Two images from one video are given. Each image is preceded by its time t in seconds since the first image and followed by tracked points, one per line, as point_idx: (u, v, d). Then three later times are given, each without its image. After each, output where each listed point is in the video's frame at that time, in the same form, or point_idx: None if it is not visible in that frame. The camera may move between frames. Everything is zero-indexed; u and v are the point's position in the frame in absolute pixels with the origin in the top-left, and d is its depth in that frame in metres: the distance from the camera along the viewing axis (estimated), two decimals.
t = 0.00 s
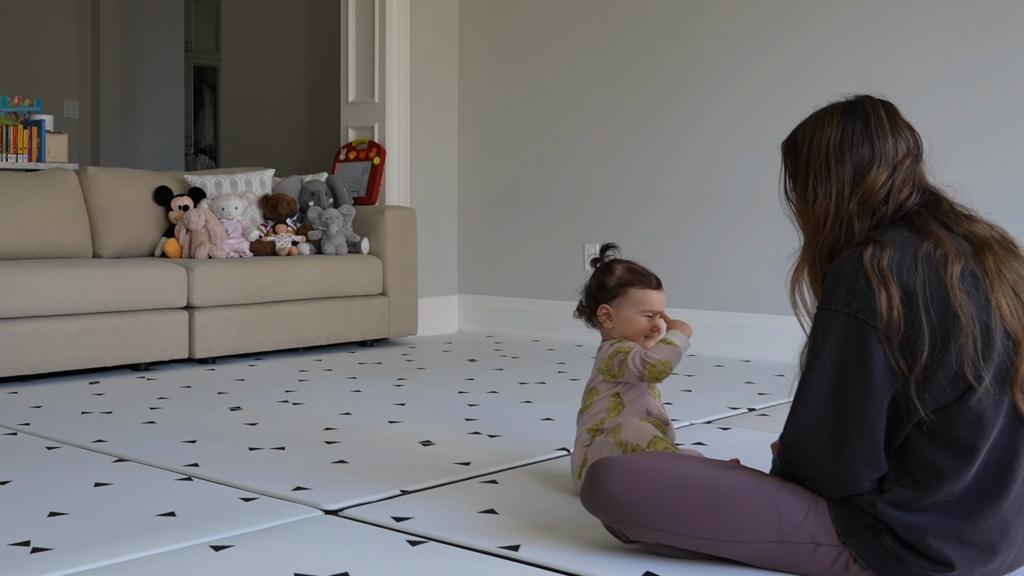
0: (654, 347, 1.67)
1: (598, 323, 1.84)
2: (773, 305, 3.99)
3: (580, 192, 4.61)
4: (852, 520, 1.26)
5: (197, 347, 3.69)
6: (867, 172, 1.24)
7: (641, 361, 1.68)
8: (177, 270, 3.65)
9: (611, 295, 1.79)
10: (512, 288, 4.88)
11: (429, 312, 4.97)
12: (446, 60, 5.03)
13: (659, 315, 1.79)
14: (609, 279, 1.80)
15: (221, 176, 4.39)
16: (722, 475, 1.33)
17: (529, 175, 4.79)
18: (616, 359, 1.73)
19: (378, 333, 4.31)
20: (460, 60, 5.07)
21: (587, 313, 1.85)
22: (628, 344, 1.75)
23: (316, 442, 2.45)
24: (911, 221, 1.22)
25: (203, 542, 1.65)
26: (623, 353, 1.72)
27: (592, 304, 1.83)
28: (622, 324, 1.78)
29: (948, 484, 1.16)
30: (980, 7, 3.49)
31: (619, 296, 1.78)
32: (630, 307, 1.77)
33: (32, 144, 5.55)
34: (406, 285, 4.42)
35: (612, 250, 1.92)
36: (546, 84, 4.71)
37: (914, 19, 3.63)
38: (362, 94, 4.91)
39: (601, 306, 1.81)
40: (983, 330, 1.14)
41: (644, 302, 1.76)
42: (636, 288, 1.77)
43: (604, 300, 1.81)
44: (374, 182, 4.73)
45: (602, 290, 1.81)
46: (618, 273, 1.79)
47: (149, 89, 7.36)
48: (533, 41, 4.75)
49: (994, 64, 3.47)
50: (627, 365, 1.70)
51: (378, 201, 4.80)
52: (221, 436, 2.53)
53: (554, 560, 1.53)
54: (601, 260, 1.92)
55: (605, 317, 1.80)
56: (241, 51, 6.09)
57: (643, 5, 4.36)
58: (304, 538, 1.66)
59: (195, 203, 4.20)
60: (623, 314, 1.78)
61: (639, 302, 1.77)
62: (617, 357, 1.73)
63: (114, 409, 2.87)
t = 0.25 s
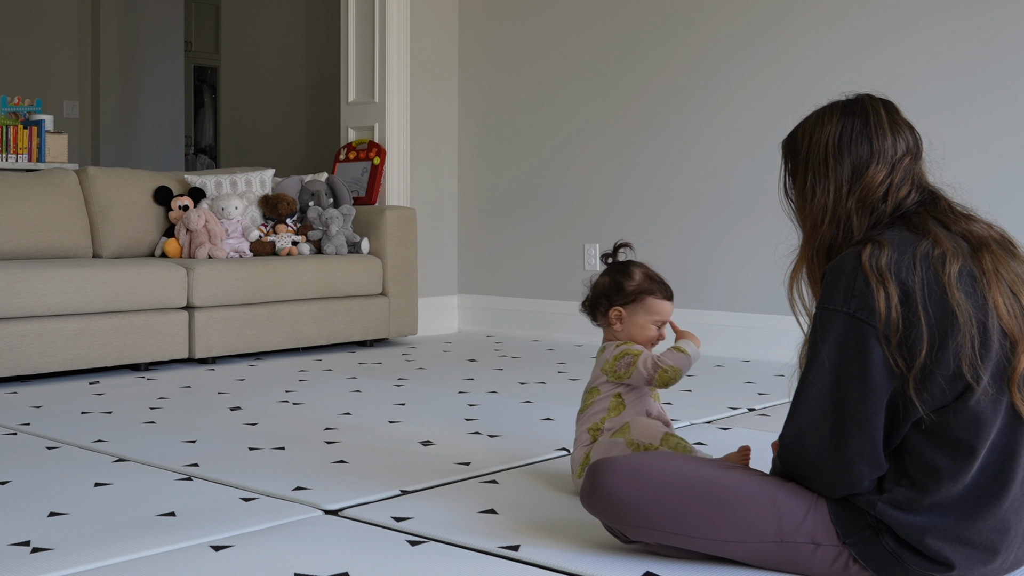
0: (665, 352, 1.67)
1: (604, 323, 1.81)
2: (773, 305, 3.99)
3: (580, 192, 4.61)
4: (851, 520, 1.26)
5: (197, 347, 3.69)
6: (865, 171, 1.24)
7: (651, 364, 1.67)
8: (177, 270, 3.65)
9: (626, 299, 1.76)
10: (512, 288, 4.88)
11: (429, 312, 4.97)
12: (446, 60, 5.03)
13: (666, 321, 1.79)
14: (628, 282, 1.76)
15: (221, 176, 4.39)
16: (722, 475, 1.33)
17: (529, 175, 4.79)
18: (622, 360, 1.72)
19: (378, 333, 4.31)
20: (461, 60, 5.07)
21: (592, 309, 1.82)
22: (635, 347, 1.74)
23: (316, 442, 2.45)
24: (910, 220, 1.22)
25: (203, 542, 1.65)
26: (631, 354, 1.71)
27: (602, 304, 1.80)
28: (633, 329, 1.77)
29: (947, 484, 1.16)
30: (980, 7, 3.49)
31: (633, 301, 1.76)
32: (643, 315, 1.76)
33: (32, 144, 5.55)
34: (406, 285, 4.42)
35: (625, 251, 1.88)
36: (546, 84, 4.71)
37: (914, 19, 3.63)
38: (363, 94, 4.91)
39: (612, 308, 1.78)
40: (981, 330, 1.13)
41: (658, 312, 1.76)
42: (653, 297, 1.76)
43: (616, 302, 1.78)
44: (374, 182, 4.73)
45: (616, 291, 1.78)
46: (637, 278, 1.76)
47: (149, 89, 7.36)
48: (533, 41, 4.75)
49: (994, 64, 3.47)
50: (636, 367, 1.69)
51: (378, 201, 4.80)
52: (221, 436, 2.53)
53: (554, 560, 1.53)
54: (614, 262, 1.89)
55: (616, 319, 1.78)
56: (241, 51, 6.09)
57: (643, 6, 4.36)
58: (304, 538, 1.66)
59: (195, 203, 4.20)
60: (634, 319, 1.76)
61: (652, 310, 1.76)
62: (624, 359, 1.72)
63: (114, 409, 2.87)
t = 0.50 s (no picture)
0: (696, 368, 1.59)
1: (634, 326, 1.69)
2: (772, 305, 3.99)
3: (580, 192, 4.61)
4: (851, 520, 1.26)
5: (197, 347, 3.69)
6: (863, 170, 1.24)
7: (682, 375, 1.60)
8: (177, 270, 3.65)
9: (663, 304, 1.66)
10: (512, 288, 4.89)
11: (429, 312, 4.97)
12: (446, 60, 5.03)
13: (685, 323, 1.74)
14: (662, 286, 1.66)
15: (221, 176, 4.39)
16: (722, 475, 1.33)
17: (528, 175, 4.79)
18: (648, 367, 1.64)
19: (378, 333, 4.31)
20: (460, 60, 5.07)
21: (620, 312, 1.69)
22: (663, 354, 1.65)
23: (316, 442, 2.45)
24: (909, 221, 1.22)
25: (204, 542, 1.65)
26: (659, 361, 1.63)
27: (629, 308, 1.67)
28: (665, 335, 1.69)
29: (947, 485, 1.16)
30: (980, 6, 3.49)
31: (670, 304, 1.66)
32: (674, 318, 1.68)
33: (32, 144, 5.55)
34: (406, 285, 4.42)
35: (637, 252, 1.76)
36: (546, 84, 4.71)
37: (913, 20, 3.63)
38: (363, 94, 4.91)
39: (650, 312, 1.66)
40: (980, 330, 1.13)
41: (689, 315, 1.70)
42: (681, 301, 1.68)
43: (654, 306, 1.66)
44: (374, 182, 4.73)
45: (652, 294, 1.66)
46: (671, 282, 1.67)
47: (150, 88, 7.36)
48: (533, 41, 4.75)
49: (994, 65, 3.47)
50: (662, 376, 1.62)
51: (378, 201, 4.80)
52: (222, 435, 2.53)
53: (554, 560, 1.53)
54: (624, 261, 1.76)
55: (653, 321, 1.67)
56: (241, 51, 6.09)
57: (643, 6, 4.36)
58: (303, 538, 1.66)
59: (195, 203, 4.20)
60: (665, 324, 1.68)
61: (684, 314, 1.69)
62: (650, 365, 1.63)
63: (114, 408, 2.87)
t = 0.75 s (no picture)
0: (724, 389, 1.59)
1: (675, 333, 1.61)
2: (772, 305, 4.00)
3: (580, 192, 4.61)
4: (851, 519, 1.26)
5: (197, 347, 3.69)
6: (857, 171, 1.24)
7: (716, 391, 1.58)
8: (177, 270, 3.65)
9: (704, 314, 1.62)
10: (512, 288, 4.89)
11: (429, 312, 4.97)
12: (446, 60, 5.03)
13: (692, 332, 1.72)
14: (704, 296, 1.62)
15: (221, 176, 4.39)
16: (723, 475, 1.33)
17: (528, 175, 4.80)
18: (692, 378, 1.57)
19: (378, 333, 4.31)
20: (460, 60, 5.07)
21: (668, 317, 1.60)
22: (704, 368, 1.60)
23: (316, 442, 2.45)
24: (902, 221, 1.22)
25: (204, 542, 1.66)
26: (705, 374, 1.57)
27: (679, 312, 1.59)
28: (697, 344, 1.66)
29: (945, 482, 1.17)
30: (981, 6, 3.49)
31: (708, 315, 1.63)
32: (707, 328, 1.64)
33: (32, 144, 5.55)
34: (406, 284, 4.42)
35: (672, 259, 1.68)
36: (547, 84, 4.71)
37: (913, 20, 3.63)
38: (363, 94, 4.91)
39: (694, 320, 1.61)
40: (973, 328, 1.14)
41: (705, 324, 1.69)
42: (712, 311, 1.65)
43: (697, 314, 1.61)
44: (374, 182, 4.73)
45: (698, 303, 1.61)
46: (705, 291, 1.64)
47: (150, 89, 7.36)
48: (533, 41, 4.75)
49: (993, 65, 3.47)
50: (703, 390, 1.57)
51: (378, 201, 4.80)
52: (222, 435, 2.53)
53: (554, 560, 1.53)
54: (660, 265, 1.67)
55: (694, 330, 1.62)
56: (241, 51, 6.09)
57: (643, 6, 4.36)
58: (303, 538, 1.66)
59: (195, 203, 4.20)
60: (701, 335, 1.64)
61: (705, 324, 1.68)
62: (696, 373, 1.57)
63: (114, 408, 2.87)
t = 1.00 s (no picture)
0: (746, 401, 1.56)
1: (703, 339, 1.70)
2: (772, 305, 4.00)
3: (579, 192, 4.61)
4: (850, 517, 1.26)
5: (198, 347, 3.69)
6: (847, 170, 1.25)
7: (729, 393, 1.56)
8: (177, 270, 3.65)
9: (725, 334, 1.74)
10: (512, 288, 4.89)
11: (429, 312, 4.97)
12: (446, 59, 5.03)
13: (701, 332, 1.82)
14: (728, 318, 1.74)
15: (221, 176, 4.39)
16: (721, 474, 1.34)
17: (527, 175, 4.80)
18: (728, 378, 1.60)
19: (378, 333, 4.31)
20: (460, 60, 5.07)
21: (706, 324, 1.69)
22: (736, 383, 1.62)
23: (316, 442, 2.45)
24: (887, 219, 1.22)
25: (204, 542, 1.65)
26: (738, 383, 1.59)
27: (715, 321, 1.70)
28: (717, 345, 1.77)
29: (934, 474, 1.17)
30: (981, 6, 3.49)
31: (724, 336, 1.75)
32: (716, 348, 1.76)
33: (32, 144, 5.55)
34: (406, 284, 4.42)
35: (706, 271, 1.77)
36: (546, 84, 4.71)
37: (913, 19, 3.64)
38: (363, 94, 4.91)
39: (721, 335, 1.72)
40: (952, 323, 1.13)
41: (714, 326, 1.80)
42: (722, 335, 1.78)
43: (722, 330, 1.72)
44: (374, 182, 4.73)
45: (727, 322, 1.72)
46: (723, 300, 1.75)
47: (150, 88, 7.36)
48: (532, 41, 4.75)
49: (993, 65, 3.47)
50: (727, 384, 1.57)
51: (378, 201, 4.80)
52: (222, 435, 2.53)
53: (555, 560, 1.53)
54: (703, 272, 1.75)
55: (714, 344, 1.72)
56: (241, 51, 6.09)
57: (644, 6, 4.36)
58: (303, 538, 1.66)
59: (195, 203, 4.20)
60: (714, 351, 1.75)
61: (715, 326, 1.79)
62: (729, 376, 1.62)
63: (114, 408, 2.87)
